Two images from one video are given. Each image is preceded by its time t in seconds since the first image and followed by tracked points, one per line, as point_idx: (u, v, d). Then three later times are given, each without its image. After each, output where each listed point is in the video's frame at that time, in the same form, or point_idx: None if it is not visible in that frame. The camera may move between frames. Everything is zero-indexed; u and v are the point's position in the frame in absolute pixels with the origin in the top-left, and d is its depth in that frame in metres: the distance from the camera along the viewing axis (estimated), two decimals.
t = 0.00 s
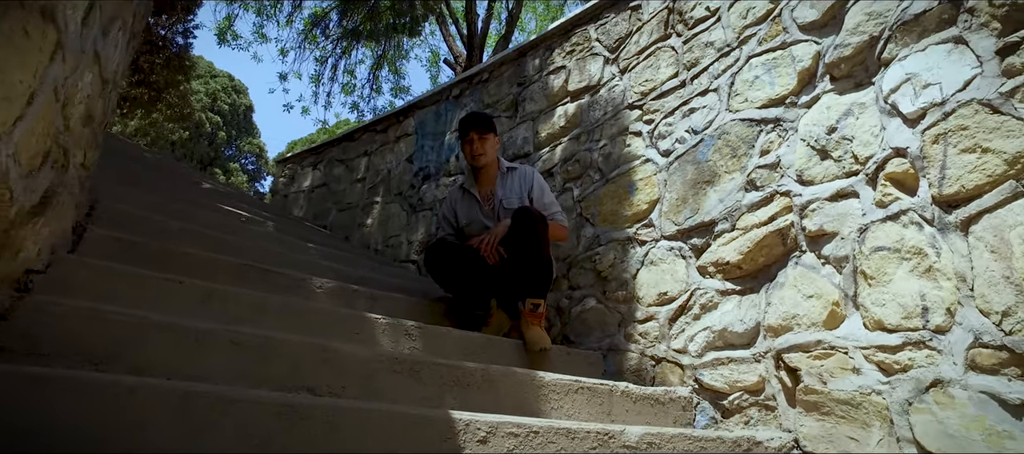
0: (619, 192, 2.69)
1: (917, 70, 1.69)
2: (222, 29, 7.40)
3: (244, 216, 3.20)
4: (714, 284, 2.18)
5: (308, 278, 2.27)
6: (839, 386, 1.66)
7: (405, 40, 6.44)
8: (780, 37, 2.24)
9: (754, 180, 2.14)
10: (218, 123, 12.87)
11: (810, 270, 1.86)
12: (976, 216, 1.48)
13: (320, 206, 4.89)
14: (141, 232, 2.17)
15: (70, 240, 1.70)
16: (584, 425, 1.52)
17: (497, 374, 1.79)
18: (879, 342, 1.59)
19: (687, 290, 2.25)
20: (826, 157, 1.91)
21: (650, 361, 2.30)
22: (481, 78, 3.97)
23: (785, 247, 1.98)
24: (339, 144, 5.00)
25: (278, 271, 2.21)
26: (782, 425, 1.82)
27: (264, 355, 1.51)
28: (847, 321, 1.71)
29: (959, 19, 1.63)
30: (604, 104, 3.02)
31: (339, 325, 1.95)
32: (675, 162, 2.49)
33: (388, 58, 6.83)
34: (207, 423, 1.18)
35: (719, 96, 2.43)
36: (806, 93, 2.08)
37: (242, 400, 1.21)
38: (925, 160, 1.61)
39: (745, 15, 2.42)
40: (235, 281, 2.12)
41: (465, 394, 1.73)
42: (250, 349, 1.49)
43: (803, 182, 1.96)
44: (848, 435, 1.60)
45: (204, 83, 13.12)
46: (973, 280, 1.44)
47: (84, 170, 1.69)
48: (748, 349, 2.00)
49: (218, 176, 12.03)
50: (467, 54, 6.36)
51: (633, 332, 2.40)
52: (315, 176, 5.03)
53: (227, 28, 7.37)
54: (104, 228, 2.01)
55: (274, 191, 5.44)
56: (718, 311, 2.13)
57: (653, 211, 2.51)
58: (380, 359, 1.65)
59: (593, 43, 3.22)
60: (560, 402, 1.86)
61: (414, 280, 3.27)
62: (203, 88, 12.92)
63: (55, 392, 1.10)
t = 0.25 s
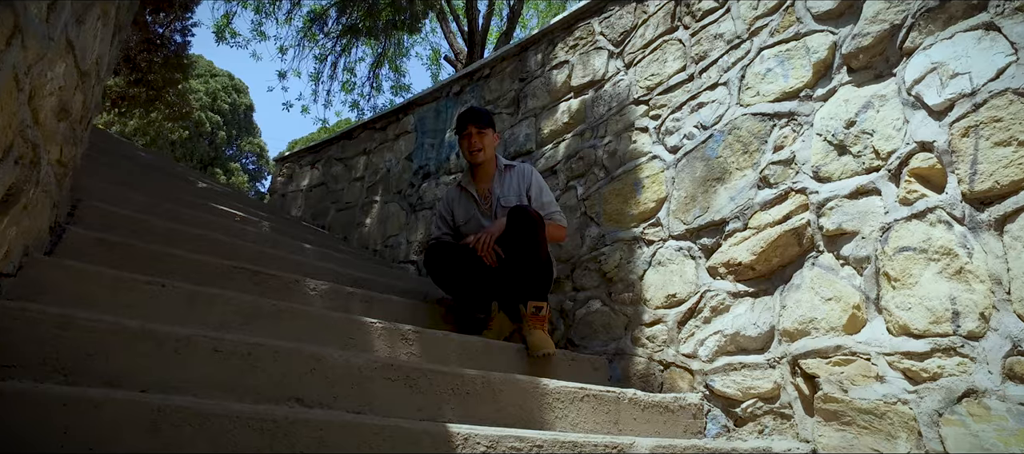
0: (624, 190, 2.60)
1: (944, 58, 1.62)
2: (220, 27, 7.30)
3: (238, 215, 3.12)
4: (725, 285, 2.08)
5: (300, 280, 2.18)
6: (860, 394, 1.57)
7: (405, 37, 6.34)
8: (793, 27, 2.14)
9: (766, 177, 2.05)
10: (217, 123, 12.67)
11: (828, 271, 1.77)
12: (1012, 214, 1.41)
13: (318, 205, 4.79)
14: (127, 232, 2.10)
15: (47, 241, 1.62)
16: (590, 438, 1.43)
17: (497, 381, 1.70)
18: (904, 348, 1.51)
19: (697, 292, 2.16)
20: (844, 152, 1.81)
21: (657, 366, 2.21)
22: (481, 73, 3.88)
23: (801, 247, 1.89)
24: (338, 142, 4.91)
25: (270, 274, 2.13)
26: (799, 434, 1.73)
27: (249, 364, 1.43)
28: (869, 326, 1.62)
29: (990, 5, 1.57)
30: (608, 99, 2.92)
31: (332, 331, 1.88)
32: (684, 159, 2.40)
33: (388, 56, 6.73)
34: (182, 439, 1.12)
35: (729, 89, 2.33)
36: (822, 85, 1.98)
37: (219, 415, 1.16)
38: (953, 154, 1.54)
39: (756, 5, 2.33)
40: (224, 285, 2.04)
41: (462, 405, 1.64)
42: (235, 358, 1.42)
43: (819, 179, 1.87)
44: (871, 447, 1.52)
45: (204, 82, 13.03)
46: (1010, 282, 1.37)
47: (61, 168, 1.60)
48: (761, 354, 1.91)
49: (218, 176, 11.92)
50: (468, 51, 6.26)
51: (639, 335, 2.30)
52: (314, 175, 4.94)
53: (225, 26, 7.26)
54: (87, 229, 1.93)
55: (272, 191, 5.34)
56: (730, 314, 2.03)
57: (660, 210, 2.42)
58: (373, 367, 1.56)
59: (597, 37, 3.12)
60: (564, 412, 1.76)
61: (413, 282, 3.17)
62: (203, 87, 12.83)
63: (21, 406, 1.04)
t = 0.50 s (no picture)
0: (631, 188, 2.50)
1: (974, 46, 1.54)
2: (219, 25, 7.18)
3: (234, 215, 3.05)
4: (737, 287, 1.99)
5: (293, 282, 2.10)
6: (885, 403, 1.49)
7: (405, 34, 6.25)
8: (809, 17, 2.05)
9: (781, 173, 1.96)
10: (218, 122, 12.60)
11: (848, 272, 1.68)
12: None
13: (317, 205, 4.70)
14: (114, 232, 2.02)
15: (24, 242, 1.54)
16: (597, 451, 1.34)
17: (499, 388, 1.61)
18: (934, 354, 1.43)
19: (708, 293, 2.06)
20: (865, 146, 1.72)
21: (667, 371, 2.11)
22: (483, 69, 3.78)
23: (818, 246, 1.79)
24: (337, 140, 4.82)
25: (262, 275, 2.05)
26: (817, 443, 1.65)
27: (234, 372, 1.35)
28: (892, 331, 1.53)
29: None
30: (614, 94, 2.83)
31: (325, 335, 1.79)
32: (693, 155, 2.31)
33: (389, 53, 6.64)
34: None
35: (741, 82, 2.24)
36: (840, 76, 1.89)
37: (197, 429, 1.08)
38: (986, 147, 1.45)
39: None
40: (214, 287, 1.96)
41: (461, 414, 1.55)
42: (218, 367, 1.33)
43: (837, 175, 1.78)
44: None
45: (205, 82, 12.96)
46: None
47: (39, 165, 1.52)
48: (776, 359, 1.81)
49: (218, 176, 11.82)
50: (470, 47, 6.16)
51: (647, 338, 2.21)
52: (313, 174, 4.85)
53: (224, 23, 7.10)
54: (70, 229, 1.85)
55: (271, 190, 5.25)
56: (743, 317, 1.94)
57: (669, 208, 2.33)
58: (367, 374, 1.48)
59: (602, 30, 3.03)
60: (569, 421, 1.67)
61: (412, 283, 3.08)
62: (204, 86, 12.76)
63: None
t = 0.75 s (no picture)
0: (638, 184, 2.42)
1: (1008, 29, 1.45)
2: (217, 21, 7.05)
3: (229, 213, 2.97)
4: (750, 286, 1.90)
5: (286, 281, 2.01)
6: (913, 411, 1.41)
7: (406, 31, 6.16)
8: (825, 4, 1.96)
9: (797, 167, 1.87)
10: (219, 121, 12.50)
11: (872, 270, 1.58)
12: None
13: (316, 203, 4.61)
14: (100, 230, 1.94)
15: None
16: None
17: (502, 395, 1.52)
18: (967, 359, 1.34)
19: (720, 293, 1.97)
20: (887, 138, 1.64)
21: (676, 374, 2.02)
22: (484, 64, 3.70)
23: (838, 243, 1.70)
24: (336, 137, 4.74)
25: (253, 275, 1.97)
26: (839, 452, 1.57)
27: (219, 378, 1.26)
28: (920, 333, 1.45)
29: None
30: (620, 87, 2.74)
31: (318, 338, 1.70)
32: (704, 149, 2.22)
33: (390, 50, 6.55)
34: None
35: (753, 73, 2.15)
36: (859, 66, 1.80)
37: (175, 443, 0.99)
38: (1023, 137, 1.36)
39: None
40: (204, 287, 1.88)
41: (462, 424, 1.47)
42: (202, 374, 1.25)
43: (858, 169, 1.69)
44: None
45: (206, 81, 12.88)
46: None
47: (14, 159, 1.44)
48: (794, 362, 1.72)
49: (219, 175, 11.73)
50: (472, 44, 6.07)
51: (656, 340, 2.12)
52: (312, 172, 4.76)
53: (223, 20, 6.94)
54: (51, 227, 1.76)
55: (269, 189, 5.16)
56: (758, 319, 1.85)
57: (678, 204, 2.24)
58: (363, 381, 1.39)
59: (607, 22, 2.94)
60: (576, 429, 1.58)
61: (412, 284, 2.99)
62: (204, 85, 12.68)
63: None
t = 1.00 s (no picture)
0: (644, 184, 2.32)
1: None
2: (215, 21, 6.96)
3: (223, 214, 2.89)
4: (762, 291, 1.81)
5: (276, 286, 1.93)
6: (940, 427, 1.33)
7: (407, 29, 6.07)
8: None
9: (811, 166, 1.78)
10: (218, 121, 12.31)
11: (894, 275, 1.49)
12: None
13: (314, 204, 4.52)
14: (84, 234, 1.86)
15: None
16: None
17: (501, 409, 1.43)
18: (1001, 372, 1.25)
19: (730, 298, 1.88)
20: (909, 134, 1.55)
21: (684, 383, 1.93)
22: (484, 61, 3.61)
23: (855, 246, 1.61)
24: (335, 137, 4.65)
25: (241, 280, 1.89)
26: None
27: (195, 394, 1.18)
28: (948, 343, 1.36)
29: None
30: (624, 84, 2.65)
31: (307, 347, 1.62)
32: (712, 147, 2.13)
33: (391, 49, 6.46)
34: None
35: (764, 68, 2.06)
36: (877, 59, 1.71)
37: None
38: None
39: None
40: (190, 293, 1.80)
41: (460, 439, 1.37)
42: (178, 390, 1.17)
43: (877, 168, 1.60)
44: None
45: (206, 81, 12.81)
46: None
47: None
48: (809, 372, 1.63)
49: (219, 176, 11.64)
50: (473, 42, 5.98)
51: (663, 347, 2.03)
52: (310, 172, 4.67)
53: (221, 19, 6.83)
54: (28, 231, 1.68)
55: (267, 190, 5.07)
56: (770, 326, 1.75)
57: (685, 205, 2.15)
58: (351, 394, 1.31)
59: (611, 17, 2.85)
60: (581, 444, 1.48)
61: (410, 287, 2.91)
62: (205, 86, 12.60)
63: None
